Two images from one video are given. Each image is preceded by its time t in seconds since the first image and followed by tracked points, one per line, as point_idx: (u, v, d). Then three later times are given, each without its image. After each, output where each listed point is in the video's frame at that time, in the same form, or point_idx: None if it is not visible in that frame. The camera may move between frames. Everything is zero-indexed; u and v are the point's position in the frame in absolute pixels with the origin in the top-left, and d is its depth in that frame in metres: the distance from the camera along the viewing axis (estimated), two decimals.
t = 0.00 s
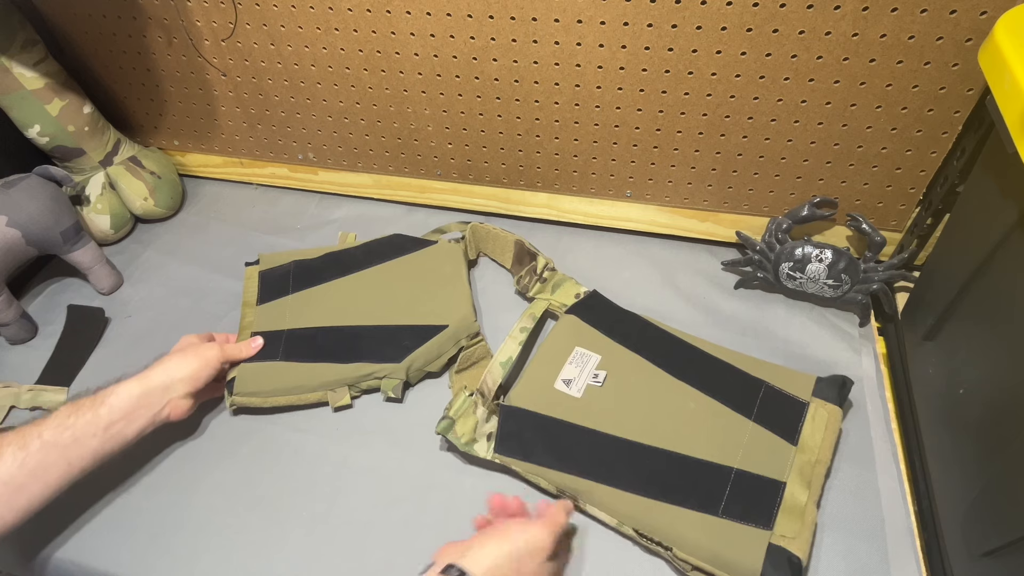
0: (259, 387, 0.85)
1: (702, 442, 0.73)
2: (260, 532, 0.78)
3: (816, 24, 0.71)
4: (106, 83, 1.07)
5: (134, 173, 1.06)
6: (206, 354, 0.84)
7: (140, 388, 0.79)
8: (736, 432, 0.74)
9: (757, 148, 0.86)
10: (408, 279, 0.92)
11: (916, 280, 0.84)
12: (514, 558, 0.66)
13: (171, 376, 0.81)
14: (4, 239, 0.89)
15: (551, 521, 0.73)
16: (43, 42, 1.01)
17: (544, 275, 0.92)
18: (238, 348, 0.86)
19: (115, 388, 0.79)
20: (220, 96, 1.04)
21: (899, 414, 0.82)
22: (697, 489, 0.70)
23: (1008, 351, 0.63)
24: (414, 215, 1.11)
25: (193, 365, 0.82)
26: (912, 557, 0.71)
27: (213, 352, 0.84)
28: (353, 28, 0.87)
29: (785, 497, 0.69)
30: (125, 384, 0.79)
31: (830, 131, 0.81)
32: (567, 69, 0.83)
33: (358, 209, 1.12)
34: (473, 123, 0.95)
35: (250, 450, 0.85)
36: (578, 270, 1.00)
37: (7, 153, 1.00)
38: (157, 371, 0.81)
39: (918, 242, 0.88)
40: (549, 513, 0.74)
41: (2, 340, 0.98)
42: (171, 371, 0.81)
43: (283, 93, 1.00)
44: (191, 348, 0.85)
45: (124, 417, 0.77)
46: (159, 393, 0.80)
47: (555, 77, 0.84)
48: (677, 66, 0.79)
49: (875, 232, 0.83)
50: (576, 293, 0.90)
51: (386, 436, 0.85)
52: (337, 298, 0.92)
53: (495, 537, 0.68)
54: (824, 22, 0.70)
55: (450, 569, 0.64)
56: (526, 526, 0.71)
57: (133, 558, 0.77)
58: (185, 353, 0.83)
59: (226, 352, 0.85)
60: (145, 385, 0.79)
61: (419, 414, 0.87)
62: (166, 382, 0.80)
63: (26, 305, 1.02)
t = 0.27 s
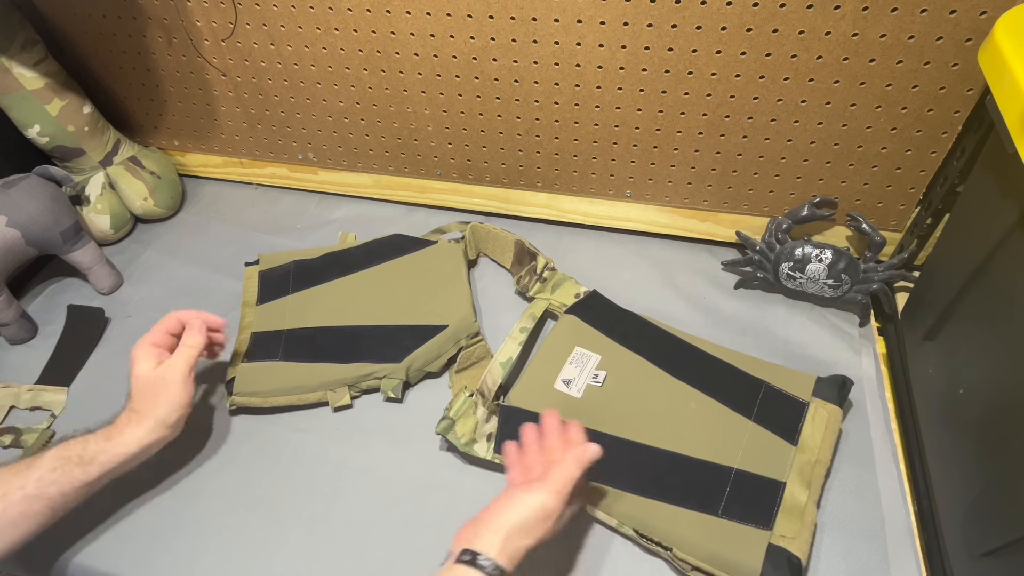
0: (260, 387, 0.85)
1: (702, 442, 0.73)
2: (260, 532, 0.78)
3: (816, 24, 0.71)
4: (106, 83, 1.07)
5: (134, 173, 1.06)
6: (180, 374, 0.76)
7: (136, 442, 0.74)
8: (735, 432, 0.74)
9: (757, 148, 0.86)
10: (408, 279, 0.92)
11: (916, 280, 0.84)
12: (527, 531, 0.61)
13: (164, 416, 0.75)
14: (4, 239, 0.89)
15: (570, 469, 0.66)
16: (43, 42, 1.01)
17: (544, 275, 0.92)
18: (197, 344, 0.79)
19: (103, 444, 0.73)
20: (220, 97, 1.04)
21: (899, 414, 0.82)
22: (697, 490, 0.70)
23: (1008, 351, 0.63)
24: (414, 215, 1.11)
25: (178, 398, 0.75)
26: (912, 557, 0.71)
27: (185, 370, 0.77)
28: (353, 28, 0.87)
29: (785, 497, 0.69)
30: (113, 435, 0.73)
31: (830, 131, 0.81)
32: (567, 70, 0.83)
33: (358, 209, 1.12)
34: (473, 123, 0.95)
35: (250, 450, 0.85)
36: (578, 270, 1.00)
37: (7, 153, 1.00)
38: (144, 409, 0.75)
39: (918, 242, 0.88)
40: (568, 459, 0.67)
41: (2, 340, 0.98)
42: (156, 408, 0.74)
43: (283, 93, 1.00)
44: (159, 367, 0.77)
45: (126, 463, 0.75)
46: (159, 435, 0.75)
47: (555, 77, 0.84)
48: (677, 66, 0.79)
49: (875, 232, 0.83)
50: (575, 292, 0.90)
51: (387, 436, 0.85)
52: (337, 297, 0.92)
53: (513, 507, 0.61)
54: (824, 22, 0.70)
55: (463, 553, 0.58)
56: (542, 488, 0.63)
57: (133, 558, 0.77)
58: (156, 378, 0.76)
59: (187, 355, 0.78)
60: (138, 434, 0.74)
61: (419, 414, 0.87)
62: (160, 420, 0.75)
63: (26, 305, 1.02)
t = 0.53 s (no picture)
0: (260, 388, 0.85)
1: (702, 442, 0.73)
2: (260, 532, 0.78)
3: (816, 24, 0.71)
4: (106, 83, 1.07)
5: (134, 173, 1.06)
6: (219, 374, 0.76)
7: (147, 413, 0.73)
8: (735, 432, 0.74)
9: (757, 148, 0.86)
10: (408, 279, 0.92)
11: (915, 280, 0.84)
12: (533, 516, 0.62)
13: (187, 400, 0.74)
14: (4, 239, 0.89)
15: (572, 459, 0.68)
16: (43, 42, 1.01)
17: (544, 275, 0.92)
18: (250, 362, 0.78)
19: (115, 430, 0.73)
20: (220, 96, 1.04)
21: (899, 414, 0.82)
22: (697, 490, 0.70)
23: (1009, 350, 0.63)
24: (414, 215, 1.11)
25: (205, 387, 0.75)
26: (912, 557, 0.71)
27: (227, 371, 0.76)
28: (353, 28, 0.87)
29: (785, 498, 0.69)
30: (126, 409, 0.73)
31: (830, 131, 0.81)
32: (567, 70, 0.83)
33: (358, 209, 1.12)
34: (473, 123, 0.95)
35: (249, 450, 0.85)
36: (578, 270, 1.00)
37: (7, 152, 1.00)
38: (168, 392, 0.74)
39: (918, 242, 0.88)
40: (570, 451, 0.69)
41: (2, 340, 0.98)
42: (183, 394, 0.74)
43: (284, 93, 1.00)
44: (201, 360, 0.77)
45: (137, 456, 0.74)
46: (176, 416, 0.74)
47: (555, 77, 0.84)
48: (677, 66, 0.79)
49: (875, 232, 0.83)
50: (576, 292, 0.90)
51: (386, 436, 0.85)
52: (338, 298, 0.92)
53: (517, 493, 0.63)
54: (824, 22, 0.70)
55: (467, 540, 0.59)
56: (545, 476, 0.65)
57: (133, 558, 0.77)
58: (194, 369, 0.76)
59: (237, 365, 0.77)
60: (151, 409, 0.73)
61: (419, 414, 0.87)
62: (181, 404, 0.74)
63: (26, 305, 1.02)
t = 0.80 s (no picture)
0: (261, 388, 0.85)
1: (701, 442, 0.73)
2: (260, 531, 0.78)
3: (816, 24, 0.71)
4: (106, 83, 1.07)
5: (134, 173, 1.06)
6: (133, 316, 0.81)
7: (80, 363, 0.77)
8: (734, 432, 0.74)
9: (757, 148, 0.85)
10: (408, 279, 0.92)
11: (916, 280, 0.84)
12: (381, 444, 0.67)
13: (112, 343, 0.79)
14: (4, 239, 0.89)
15: (388, 385, 0.70)
16: (43, 42, 1.01)
17: (544, 275, 0.92)
18: (163, 301, 0.82)
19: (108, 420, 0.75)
20: (220, 96, 1.04)
21: (899, 414, 0.82)
22: (697, 490, 0.70)
23: (1009, 351, 0.63)
24: (414, 215, 1.11)
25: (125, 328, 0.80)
26: (912, 557, 0.71)
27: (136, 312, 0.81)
28: (353, 28, 0.87)
29: (785, 497, 0.69)
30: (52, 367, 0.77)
31: (830, 131, 0.81)
32: (567, 70, 0.83)
33: (358, 209, 1.12)
34: (473, 123, 0.95)
35: (250, 450, 0.85)
36: (578, 270, 1.00)
37: (7, 153, 1.00)
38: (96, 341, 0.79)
39: (918, 242, 0.88)
40: (386, 379, 0.71)
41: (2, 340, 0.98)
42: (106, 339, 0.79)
43: (284, 93, 1.00)
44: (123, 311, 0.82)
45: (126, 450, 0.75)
46: (107, 364, 0.79)
47: (555, 77, 0.84)
48: (677, 66, 0.79)
49: (875, 232, 0.83)
50: (576, 293, 0.90)
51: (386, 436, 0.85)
52: (337, 297, 0.92)
53: (357, 433, 0.66)
54: (824, 22, 0.70)
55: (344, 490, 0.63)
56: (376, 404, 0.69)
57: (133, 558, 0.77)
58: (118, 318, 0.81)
59: (148, 305, 0.82)
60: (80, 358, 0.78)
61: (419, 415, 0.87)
62: (110, 349, 0.79)
63: (26, 305, 1.02)
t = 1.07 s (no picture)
0: (261, 387, 0.85)
1: (701, 443, 0.73)
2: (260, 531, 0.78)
3: (816, 24, 0.71)
4: (106, 83, 1.07)
5: (134, 173, 1.06)
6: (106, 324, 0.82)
7: (64, 375, 0.79)
8: (734, 432, 0.74)
9: (757, 148, 0.85)
10: (408, 279, 0.93)
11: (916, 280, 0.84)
12: (294, 429, 0.74)
13: (93, 356, 0.81)
14: (4, 239, 0.89)
15: (290, 378, 0.77)
16: (43, 42, 1.01)
17: (544, 275, 0.92)
18: (133, 307, 0.83)
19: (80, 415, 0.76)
20: (220, 96, 1.04)
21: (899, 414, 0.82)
22: (696, 490, 0.70)
23: (1008, 351, 0.63)
24: (414, 215, 1.11)
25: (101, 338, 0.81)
26: (912, 557, 0.71)
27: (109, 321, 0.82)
28: (353, 28, 0.87)
29: (785, 497, 0.69)
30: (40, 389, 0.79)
31: (830, 131, 0.81)
32: (567, 70, 0.83)
33: (358, 209, 1.12)
34: (473, 123, 0.95)
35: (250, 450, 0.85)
36: (578, 270, 1.00)
37: (7, 153, 1.00)
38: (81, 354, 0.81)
39: (918, 242, 0.88)
40: (286, 372, 0.77)
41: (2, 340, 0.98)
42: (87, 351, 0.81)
43: (284, 93, 1.00)
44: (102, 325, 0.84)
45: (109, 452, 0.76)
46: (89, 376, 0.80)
47: (555, 77, 0.84)
48: (677, 66, 0.79)
49: (875, 232, 0.83)
50: (576, 293, 0.90)
51: (386, 436, 0.85)
52: (337, 298, 0.92)
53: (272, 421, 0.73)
54: (824, 22, 0.70)
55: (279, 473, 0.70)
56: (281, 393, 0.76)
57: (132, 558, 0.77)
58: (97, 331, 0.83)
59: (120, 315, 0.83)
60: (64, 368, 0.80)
61: (419, 415, 0.87)
62: (91, 363, 0.80)
63: (26, 305, 1.02)
